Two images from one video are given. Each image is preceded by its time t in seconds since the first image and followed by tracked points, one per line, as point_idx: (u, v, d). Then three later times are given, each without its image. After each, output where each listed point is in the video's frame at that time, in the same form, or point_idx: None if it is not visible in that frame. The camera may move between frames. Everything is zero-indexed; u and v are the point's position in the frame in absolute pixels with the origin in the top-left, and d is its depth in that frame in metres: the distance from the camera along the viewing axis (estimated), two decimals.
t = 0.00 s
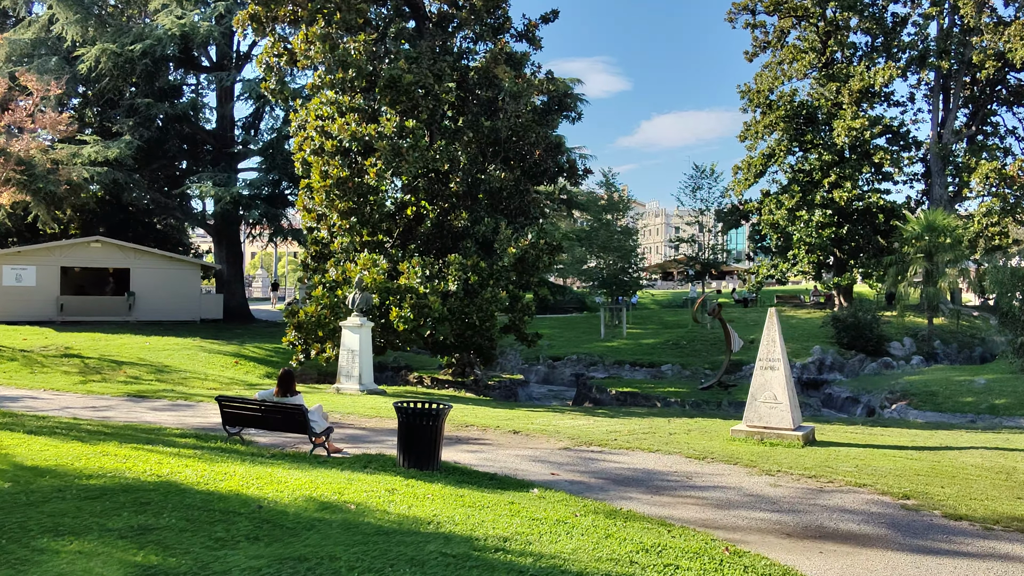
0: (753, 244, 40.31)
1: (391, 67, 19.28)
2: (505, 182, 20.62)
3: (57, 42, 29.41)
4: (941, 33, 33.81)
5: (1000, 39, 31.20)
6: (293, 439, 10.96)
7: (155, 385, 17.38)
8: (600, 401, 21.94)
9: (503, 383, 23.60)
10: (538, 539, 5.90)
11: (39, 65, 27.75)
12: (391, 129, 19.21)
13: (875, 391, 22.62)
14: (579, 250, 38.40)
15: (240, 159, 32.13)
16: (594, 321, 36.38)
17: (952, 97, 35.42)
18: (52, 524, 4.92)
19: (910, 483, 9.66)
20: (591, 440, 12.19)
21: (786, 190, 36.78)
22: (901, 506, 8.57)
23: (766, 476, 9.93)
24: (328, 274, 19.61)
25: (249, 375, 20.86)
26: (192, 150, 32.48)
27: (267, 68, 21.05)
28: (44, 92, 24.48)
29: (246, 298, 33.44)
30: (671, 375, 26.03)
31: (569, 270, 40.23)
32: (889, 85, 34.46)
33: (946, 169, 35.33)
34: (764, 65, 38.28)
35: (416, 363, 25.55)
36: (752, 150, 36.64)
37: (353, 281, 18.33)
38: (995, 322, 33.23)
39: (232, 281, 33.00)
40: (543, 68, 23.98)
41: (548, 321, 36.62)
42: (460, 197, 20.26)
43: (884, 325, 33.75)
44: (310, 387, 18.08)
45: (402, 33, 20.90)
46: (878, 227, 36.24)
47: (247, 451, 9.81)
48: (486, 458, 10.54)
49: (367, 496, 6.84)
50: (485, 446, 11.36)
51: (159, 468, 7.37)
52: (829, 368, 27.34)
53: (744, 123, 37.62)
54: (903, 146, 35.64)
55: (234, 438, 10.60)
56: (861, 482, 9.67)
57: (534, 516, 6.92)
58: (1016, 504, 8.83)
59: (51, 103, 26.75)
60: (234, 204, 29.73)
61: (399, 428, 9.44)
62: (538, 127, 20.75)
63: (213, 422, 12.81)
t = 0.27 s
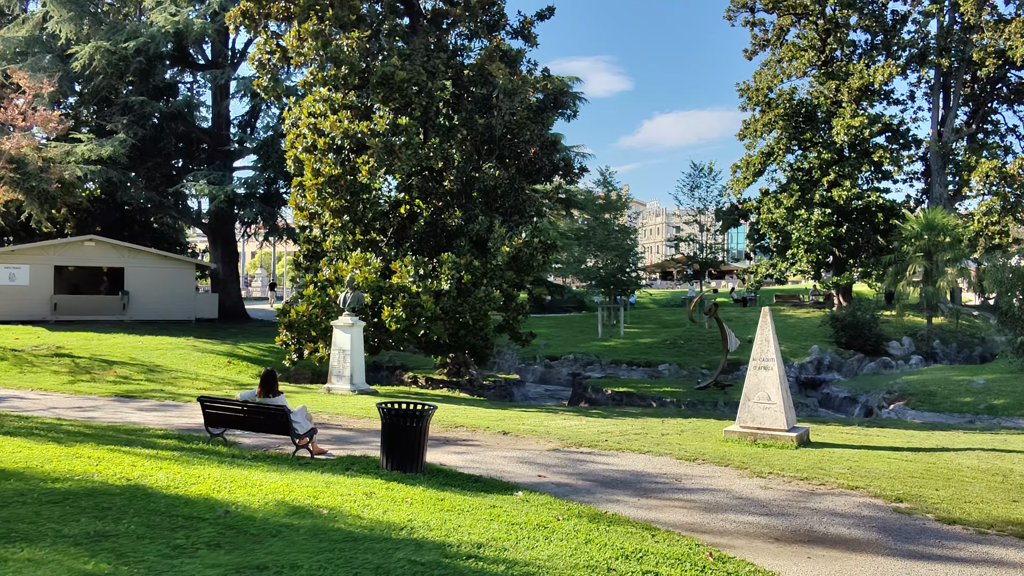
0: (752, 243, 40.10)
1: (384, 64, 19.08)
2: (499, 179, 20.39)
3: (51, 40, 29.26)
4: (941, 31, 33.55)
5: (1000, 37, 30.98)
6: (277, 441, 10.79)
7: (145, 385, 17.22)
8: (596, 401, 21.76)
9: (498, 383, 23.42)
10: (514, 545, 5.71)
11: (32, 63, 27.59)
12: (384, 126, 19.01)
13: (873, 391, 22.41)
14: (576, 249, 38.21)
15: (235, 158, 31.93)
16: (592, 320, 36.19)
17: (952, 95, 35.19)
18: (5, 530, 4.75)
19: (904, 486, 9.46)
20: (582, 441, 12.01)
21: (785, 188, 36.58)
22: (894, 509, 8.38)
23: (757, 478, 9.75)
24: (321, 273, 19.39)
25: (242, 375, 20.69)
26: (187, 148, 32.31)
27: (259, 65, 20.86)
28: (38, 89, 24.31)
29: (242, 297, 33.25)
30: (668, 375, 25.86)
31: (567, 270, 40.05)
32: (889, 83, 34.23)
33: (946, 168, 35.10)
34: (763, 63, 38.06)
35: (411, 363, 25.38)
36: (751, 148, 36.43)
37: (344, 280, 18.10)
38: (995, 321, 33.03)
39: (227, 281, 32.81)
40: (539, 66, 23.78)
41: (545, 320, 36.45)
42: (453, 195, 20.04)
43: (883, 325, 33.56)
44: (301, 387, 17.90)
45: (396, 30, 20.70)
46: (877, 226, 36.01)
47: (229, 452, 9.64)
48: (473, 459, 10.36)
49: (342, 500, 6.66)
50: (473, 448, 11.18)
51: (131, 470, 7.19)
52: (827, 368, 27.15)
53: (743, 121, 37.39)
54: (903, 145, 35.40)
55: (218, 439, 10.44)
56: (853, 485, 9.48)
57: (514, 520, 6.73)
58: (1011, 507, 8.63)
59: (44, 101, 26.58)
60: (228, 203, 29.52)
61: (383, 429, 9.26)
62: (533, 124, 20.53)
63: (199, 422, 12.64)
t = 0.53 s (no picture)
0: (750, 241, 39.93)
1: (375, 59, 18.90)
2: (493, 175, 20.21)
3: (45, 37, 29.17)
4: (940, 28, 33.32)
5: (998, 34, 30.78)
6: (260, 439, 10.64)
7: (133, 383, 17.07)
8: (590, 400, 21.62)
9: (492, 381, 23.24)
10: (486, 545, 5.53)
11: (23, 59, 27.43)
12: (375, 122, 18.85)
13: (869, 389, 22.26)
14: (573, 247, 38.06)
15: (229, 155, 31.73)
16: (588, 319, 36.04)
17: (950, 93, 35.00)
18: None
19: (894, 486, 9.29)
20: (570, 439, 11.86)
21: (782, 186, 36.39)
22: (883, 509, 8.21)
23: (745, 477, 9.59)
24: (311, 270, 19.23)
25: (232, 373, 20.54)
26: (181, 145, 32.16)
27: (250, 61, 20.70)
28: (30, 86, 24.20)
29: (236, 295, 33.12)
30: (663, 373, 25.71)
31: (564, 268, 39.91)
32: (886, 80, 34.00)
33: (944, 165, 34.93)
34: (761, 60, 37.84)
35: (405, 361, 25.25)
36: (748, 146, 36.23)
37: (334, 277, 17.92)
38: (993, 319, 32.90)
39: (221, 278, 32.69)
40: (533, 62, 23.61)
41: (542, 319, 36.30)
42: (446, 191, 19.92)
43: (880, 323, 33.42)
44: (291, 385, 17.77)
45: (388, 25, 20.50)
46: (875, 223, 35.83)
47: (209, 450, 9.49)
48: (458, 458, 10.19)
49: (313, 500, 6.49)
50: (459, 446, 11.02)
51: (101, 470, 7.04)
52: (824, 366, 27.00)
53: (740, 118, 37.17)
54: (901, 142, 35.20)
55: (199, 437, 10.29)
56: (843, 484, 9.32)
57: (490, 520, 6.57)
58: (1002, 506, 8.47)
59: (35, 97, 26.44)
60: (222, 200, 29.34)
61: (364, 428, 9.10)
62: (527, 120, 20.34)
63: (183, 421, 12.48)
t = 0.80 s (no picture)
0: (745, 240, 39.76)
1: (364, 54, 18.68)
2: (484, 173, 19.99)
3: (35, 34, 28.93)
4: (936, 25, 33.14)
5: (995, 32, 30.62)
6: (240, 441, 10.46)
7: (118, 383, 16.88)
8: (582, 399, 21.45)
9: (484, 380, 23.06)
10: (456, 552, 5.37)
11: (13, 56, 27.19)
12: (364, 118, 18.64)
13: (863, 388, 22.12)
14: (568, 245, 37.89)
15: (221, 152, 31.51)
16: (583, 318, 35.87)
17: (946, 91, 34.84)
18: None
19: (884, 487, 9.14)
20: (557, 439, 11.69)
21: (777, 184, 36.23)
22: (871, 511, 8.06)
23: (732, 478, 9.43)
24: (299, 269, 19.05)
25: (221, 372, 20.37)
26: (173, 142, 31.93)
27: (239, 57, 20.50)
28: (19, 82, 23.98)
29: (228, 293, 32.92)
30: (657, 372, 25.57)
31: (559, 266, 39.73)
32: (882, 78, 33.82)
33: (940, 163, 34.76)
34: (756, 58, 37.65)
35: (397, 360, 25.08)
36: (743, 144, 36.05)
37: (322, 275, 17.73)
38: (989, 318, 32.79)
39: (212, 277, 32.49)
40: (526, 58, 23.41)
41: (536, 317, 36.13)
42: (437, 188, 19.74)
43: (876, 322, 33.26)
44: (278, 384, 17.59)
45: (378, 21, 20.27)
46: (871, 221, 35.67)
47: (186, 451, 9.31)
48: (441, 459, 10.02)
49: (283, 504, 6.34)
50: (443, 447, 10.86)
51: (67, 473, 6.87)
52: (818, 365, 26.82)
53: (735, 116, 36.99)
54: (897, 140, 35.02)
55: (177, 438, 10.12)
56: (831, 485, 9.17)
57: (465, 524, 6.40)
58: (992, 509, 8.32)
59: (24, 94, 26.19)
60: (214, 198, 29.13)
61: (343, 429, 8.93)
62: (518, 116, 20.13)
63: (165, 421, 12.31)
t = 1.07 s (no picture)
0: (738, 237, 39.63)
1: (351, 48, 18.43)
2: (472, 168, 19.76)
3: (20, 28, 28.61)
4: (929, 21, 33.02)
5: (988, 28, 30.52)
6: (217, 439, 10.24)
7: (99, 380, 16.64)
8: (572, 396, 21.27)
9: (473, 378, 22.85)
10: (424, 551, 5.18)
11: None
12: (349, 112, 18.41)
13: (854, 385, 21.99)
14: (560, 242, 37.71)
15: (209, 148, 31.22)
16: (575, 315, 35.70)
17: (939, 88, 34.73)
18: None
19: (871, 484, 8.98)
20: (541, 436, 11.49)
21: (770, 181, 36.10)
22: (857, 509, 7.90)
23: (717, 475, 9.25)
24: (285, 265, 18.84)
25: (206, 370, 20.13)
26: (160, 138, 31.62)
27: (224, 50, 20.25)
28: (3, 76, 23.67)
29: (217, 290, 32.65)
30: (648, 369, 25.41)
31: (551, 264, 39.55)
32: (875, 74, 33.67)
33: (933, 160, 34.66)
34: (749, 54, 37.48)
35: (386, 357, 24.86)
36: (736, 141, 35.90)
37: (307, 271, 17.51)
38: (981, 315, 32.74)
39: (200, 274, 32.24)
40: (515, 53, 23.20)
41: (528, 315, 35.93)
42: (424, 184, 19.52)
43: (868, 320, 33.16)
44: (262, 382, 17.38)
45: (365, 14, 20.02)
46: (863, 219, 35.56)
47: (159, 449, 9.08)
48: (421, 457, 9.81)
49: (249, 503, 6.14)
50: (425, 444, 10.65)
51: (28, 471, 6.68)
52: (810, 362, 26.68)
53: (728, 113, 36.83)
54: (889, 137, 34.91)
55: (151, 436, 9.88)
56: (818, 482, 9.00)
57: (438, 522, 6.21)
58: (981, 506, 8.17)
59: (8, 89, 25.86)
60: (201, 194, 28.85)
61: (320, 426, 8.72)
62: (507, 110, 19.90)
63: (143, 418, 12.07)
